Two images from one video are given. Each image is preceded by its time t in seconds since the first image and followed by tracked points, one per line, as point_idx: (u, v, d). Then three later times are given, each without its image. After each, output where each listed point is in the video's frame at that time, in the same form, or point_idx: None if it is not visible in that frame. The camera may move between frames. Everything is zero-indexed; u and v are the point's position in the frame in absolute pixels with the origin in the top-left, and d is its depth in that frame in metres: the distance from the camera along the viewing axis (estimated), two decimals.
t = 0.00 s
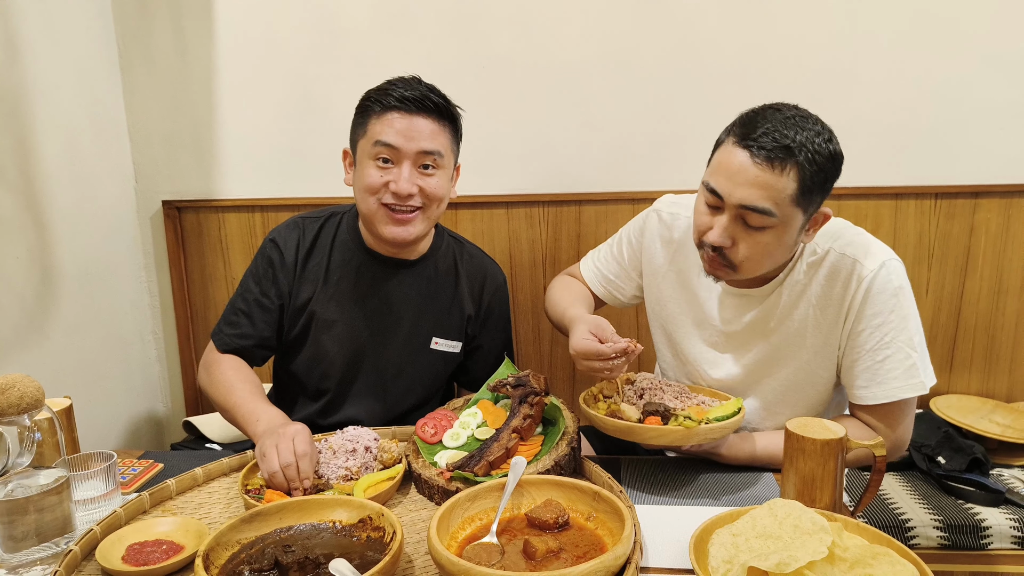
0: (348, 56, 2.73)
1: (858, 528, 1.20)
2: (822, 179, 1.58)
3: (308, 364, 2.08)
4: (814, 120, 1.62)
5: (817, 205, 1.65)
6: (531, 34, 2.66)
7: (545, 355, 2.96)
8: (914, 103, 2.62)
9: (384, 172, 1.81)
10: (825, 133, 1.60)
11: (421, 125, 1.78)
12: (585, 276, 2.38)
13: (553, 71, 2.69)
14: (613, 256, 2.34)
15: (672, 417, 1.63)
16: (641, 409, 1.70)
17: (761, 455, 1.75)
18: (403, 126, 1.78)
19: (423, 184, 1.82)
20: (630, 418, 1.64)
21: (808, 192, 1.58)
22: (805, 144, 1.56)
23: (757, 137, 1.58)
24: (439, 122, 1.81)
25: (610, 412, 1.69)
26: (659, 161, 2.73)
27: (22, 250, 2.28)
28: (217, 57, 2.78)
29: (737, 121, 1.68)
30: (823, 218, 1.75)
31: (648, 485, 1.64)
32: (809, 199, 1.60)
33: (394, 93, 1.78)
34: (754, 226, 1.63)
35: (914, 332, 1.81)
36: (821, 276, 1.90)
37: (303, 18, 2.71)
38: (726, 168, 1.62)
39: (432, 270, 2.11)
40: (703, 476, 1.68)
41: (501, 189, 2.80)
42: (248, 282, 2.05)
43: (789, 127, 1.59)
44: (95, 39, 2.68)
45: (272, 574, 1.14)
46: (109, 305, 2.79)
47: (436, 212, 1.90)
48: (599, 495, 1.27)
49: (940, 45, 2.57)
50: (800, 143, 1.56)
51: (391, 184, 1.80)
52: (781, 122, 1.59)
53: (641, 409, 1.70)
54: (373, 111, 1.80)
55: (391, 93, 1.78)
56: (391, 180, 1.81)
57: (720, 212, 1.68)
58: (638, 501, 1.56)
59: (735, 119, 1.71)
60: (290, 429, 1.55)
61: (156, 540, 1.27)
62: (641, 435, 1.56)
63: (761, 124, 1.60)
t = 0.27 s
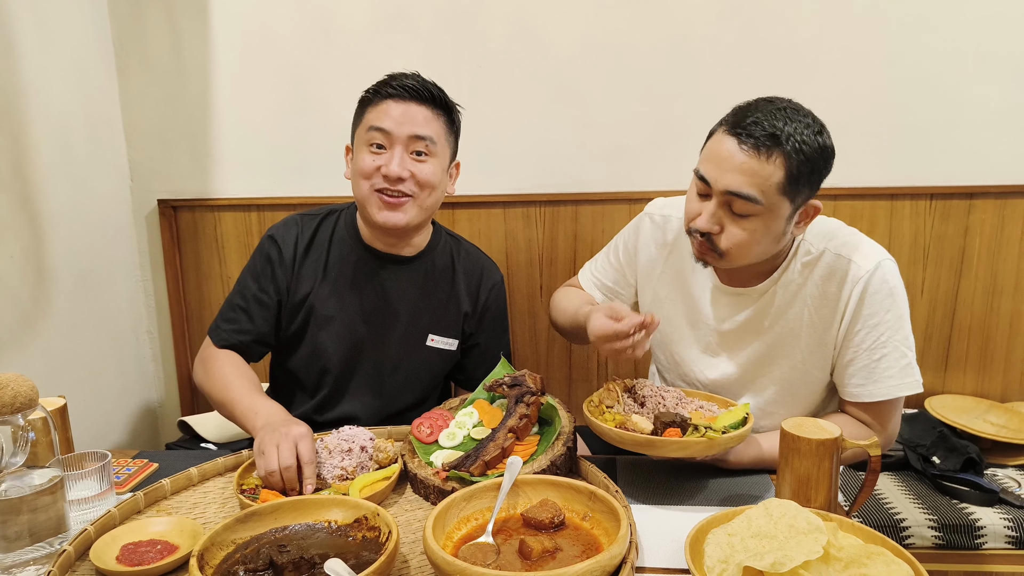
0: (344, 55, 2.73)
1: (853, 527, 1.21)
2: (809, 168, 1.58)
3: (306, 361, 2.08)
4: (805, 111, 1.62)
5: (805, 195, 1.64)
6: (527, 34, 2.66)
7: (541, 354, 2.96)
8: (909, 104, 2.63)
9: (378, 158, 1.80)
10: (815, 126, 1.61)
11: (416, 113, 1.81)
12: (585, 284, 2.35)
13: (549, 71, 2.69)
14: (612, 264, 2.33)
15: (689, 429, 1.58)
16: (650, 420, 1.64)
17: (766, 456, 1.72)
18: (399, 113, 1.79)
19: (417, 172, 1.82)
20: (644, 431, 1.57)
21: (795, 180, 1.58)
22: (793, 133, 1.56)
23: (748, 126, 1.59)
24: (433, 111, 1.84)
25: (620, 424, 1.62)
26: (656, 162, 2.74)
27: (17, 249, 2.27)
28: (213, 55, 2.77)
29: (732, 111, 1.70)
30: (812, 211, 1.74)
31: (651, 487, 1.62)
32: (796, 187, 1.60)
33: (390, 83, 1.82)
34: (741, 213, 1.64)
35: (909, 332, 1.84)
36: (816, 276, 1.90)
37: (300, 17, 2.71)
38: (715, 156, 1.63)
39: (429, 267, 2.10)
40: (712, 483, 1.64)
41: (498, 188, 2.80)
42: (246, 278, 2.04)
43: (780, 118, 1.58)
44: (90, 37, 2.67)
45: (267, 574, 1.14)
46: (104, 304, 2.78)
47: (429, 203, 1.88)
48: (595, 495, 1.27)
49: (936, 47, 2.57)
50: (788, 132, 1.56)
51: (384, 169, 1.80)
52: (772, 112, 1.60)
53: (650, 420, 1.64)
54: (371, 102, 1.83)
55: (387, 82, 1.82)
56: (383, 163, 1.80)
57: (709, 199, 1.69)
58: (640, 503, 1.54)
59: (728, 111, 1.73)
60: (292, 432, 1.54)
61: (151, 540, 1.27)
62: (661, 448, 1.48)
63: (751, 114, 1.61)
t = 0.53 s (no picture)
0: (343, 59, 2.74)
1: (852, 531, 1.21)
2: (793, 163, 1.63)
3: (306, 364, 2.08)
4: (797, 111, 1.67)
5: (789, 191, 1.67)
6: (526, 38, 2.67)
7: (540, 358, 2.96)
8: (907, 108, 2.64)
9: (384, 168, 1.81)
10: (806, 126, 1.66)
11: (422, 122, 1.80)
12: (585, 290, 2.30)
13: (548, 75, 2.70)
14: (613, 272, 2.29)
15: (691, 436, 1.56)
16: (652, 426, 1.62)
17: (766, 461, 1.73)
18: (404, 121, 1.79)
19: (423, 182, 1.82)
20: (645, 437, 1.57)
21: (779, 173, 1.62)
22: (781, 130, 1.62)
23: (738, 117, 1.65)
24: (438, 119, 1.84)
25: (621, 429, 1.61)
26: (654, 165, 2.74)
27: (16, 251, 2.27)
28: (212, 59, 2.78)
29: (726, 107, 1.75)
30: (798, 210, 1.74)
31: (650, 493, 1.62)
32: (779, 181, 1.63)
33: (394, 90, 1.81)
34: (724, 201, 1.67)
35: (905, 338, 1.84)
36: (814, 280, 1.92)
37: (298, 20, 2.71)
38: (704, 144, 1.68)
39: (429, 271, 2.10)
40: (714, 487, 1.64)
41: (496, 192, 2.80)
42: (247, 280, 2.05)
43: (771, 114, 1.64)
44: (89, 41, 2.68)
45: None
46: (102, 307, 2.78)
47: (433, 212, 1.89)
48: (594, 499, 1.27)
49: (933, 51, 2.58)
50: (776, 128, 1.61)
51: (391, 180, 1.80)
52: (762, 108, 1.66)
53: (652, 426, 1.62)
54: (375, 110, 1.82)
55: (392, 89, 1.81)
56: (390, 175, 1.81)
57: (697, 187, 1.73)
58: (639, 508, 1.54)
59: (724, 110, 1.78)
60: (280, 425, 1.56)
61: (149, 544, 1.27)
62: (664, 455, 1.48)
63: (742, 108, 1.67)
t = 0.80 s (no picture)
0: (344, 60, 2.74)
1: (850, 533, 1.21)
2: (795, 156, 1.66)
3: (305, 364, 2.08)
4: (797, 108, 1.70)
5: (788, 186, 1.70)
6: (526, 40, 2.68)
7: (539, 359, 2.97)
8: (906, 111, 2.64)
9: (373, 208, 1.78)
10: (806, 121, 1.69)
11: (411, 173, 1.72)
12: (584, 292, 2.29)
13: (547, 76, 2.71)
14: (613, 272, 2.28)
15: (689, 437, 1.55)
16: (651, 427, 1.62)
17: (765, 463, 1.73)
18: (392, 172, 1.71)
19: (412, 220, 1.80)
20: (642, 438, 1.57)
21: (780, 165, 1.65)
22: (782, 125, 1.65)
23: (741, 110, 1.69)
24: (430, 168, 1.74)
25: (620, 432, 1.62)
26: (653, 167, 2.75)
27: (15, 251, 2.28)
28: (212, 60, 2.78)
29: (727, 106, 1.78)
30: (798, 204, 1.76)
31: (649, 494, 1.62)
32: (781, 173, 1.66)
33: (384, 128, 1.72)
34: (727, 193, 1.69)
35: (906, 340, 1.85)
36: (813, 282, 1.93)
37: (298, 20, 2.72)
38: (709, 137, 1.71)
39: (430, 273, 2.11)
40: (713, 488, 1.64)
41: (496, 193, 2.81)
42: (245, 279, 2.08)
43: (774, 110, 1.67)
44: (89, 42, 2.68)
45: None
46: (101, 307, 2.78)
47: (423, 240, 1.89)
48: (592, 499, 1.28)
49: (932, 54, 2.59)
50: (778, 121, 1.65)
51: (378, 223, 1.78)
52: (764, 103, 1.69)
53: (651, 428, 1.62)
54: (363, 147, 1.75)
55: (382, 133, 1.71)
56: (377, 216, 1.78)
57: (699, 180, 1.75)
58: (638, 509, 1.54)
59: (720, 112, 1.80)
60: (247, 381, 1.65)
61: (149, 543, 1.27)
62: (661, 457, 1.49)
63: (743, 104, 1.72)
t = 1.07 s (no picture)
0: (338, 60, 2.73)
1: (846, 532, 1.21)
2: (790, 147, 1.68)
3: (299, 366, 2.07)
4: (784, 102, 1.72)
5: (785, 176, 1.72)
6: (521, 40, 2.67)
7: (536, 358, 2.96)
8: (901, 110, 2.65)
9: (360, 217, 1.77)
10: (794, 112, 1.71)
11: (397, 184, 1.70)
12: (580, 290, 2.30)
13: (544, 76, 2.70)
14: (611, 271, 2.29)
15: (687, 437, 1.55)
16: (648, 428, 1.62)
17: (761, 462, 1.72)
18: (378, 183, 1.70)
19: (398, 230, 1.80)
20: (640, 438, 1.57)
21: (777, 156, 1.67)
22: (776, 118, 1.66)
23: (732, 105, 1.69)
24: (417, 178, 1.73)
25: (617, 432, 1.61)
26: (650, 167, 2.75)
27: (8, 253, 2.26)
28: (206, 60, 2.77)
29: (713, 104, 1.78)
30: (795, 189, 1.79)
31: (646, 493, 1.62)
32: (779, 164, 1.68)
33: (369, 137, 1.70)
34: (727, 186, 1.68)
35: (901, 338, 1.85)
36: (808, 280, 1.93)
37: (293, 20, 2.71)
38: (705, 133, 1.70)
39: (425, 274, 2.10)
40: (710, 488, 1.64)
41: (492, 193, 2.81)
42: (239, 278, 2.06)
43: (766, 104, 1.68)
44: (82, 41, 2.66)
45: None
46: (96, 308, 2.76)
47: (410, 248, 1.89)
48: (589, 499, 1.27)
49: (926, 53, 2.59)
50: (772, 114, 1.66)
51: (366, 232, 1.77)
52: (753, 96, 1.70)
53: (649, 428, 1.62)
54: (349, 157, 1.75)
55: (368, 144, 1.70)
56: (365, 225, 1.77)
57: (696, 178, 1.73)
58: (635, 508, 1.54)
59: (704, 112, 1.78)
60: (275, 426, 1.57)
61: (142, 545, 1.26)
62: (660, 458, 1.48)
63: (733, 98, 1.72)
